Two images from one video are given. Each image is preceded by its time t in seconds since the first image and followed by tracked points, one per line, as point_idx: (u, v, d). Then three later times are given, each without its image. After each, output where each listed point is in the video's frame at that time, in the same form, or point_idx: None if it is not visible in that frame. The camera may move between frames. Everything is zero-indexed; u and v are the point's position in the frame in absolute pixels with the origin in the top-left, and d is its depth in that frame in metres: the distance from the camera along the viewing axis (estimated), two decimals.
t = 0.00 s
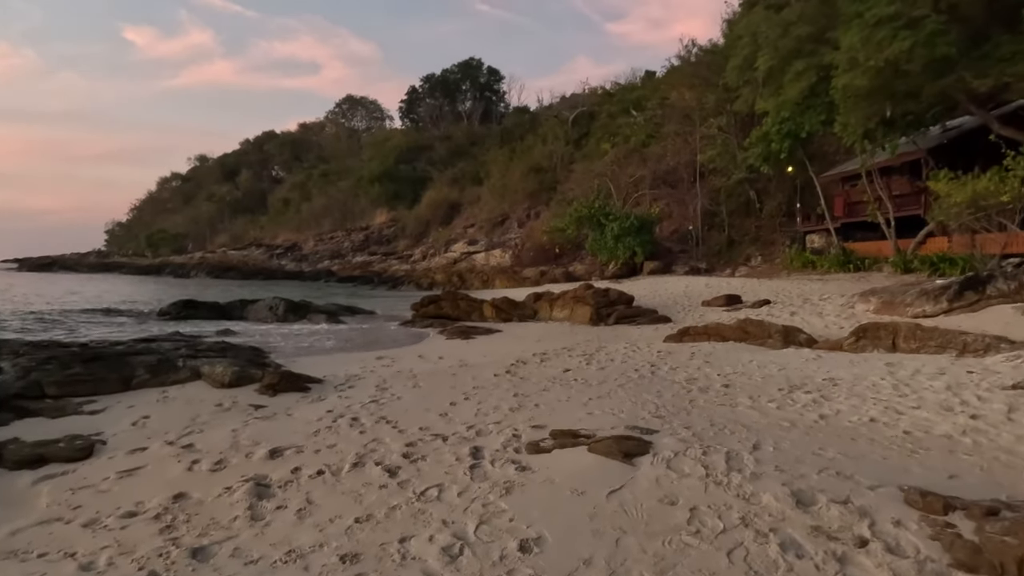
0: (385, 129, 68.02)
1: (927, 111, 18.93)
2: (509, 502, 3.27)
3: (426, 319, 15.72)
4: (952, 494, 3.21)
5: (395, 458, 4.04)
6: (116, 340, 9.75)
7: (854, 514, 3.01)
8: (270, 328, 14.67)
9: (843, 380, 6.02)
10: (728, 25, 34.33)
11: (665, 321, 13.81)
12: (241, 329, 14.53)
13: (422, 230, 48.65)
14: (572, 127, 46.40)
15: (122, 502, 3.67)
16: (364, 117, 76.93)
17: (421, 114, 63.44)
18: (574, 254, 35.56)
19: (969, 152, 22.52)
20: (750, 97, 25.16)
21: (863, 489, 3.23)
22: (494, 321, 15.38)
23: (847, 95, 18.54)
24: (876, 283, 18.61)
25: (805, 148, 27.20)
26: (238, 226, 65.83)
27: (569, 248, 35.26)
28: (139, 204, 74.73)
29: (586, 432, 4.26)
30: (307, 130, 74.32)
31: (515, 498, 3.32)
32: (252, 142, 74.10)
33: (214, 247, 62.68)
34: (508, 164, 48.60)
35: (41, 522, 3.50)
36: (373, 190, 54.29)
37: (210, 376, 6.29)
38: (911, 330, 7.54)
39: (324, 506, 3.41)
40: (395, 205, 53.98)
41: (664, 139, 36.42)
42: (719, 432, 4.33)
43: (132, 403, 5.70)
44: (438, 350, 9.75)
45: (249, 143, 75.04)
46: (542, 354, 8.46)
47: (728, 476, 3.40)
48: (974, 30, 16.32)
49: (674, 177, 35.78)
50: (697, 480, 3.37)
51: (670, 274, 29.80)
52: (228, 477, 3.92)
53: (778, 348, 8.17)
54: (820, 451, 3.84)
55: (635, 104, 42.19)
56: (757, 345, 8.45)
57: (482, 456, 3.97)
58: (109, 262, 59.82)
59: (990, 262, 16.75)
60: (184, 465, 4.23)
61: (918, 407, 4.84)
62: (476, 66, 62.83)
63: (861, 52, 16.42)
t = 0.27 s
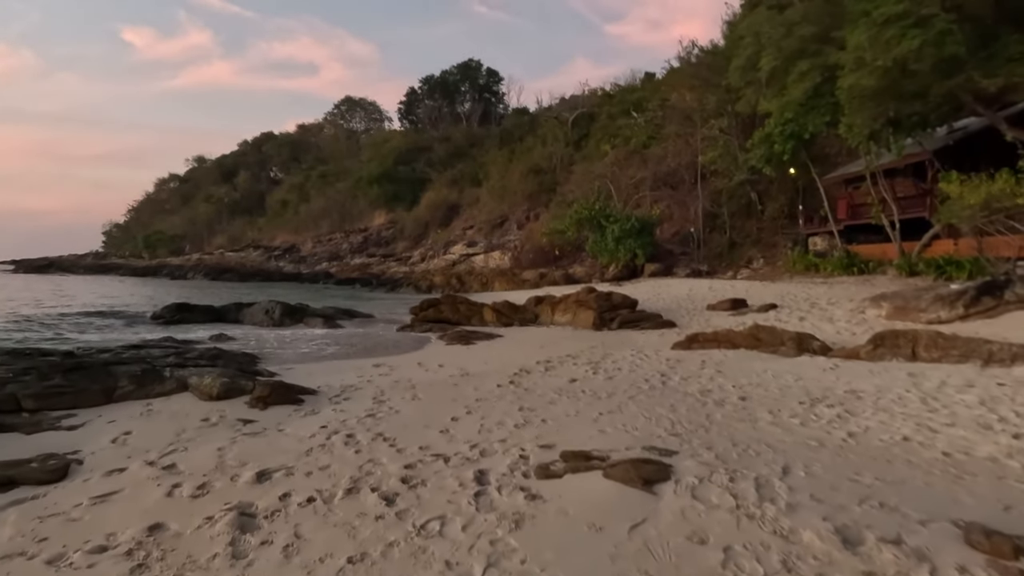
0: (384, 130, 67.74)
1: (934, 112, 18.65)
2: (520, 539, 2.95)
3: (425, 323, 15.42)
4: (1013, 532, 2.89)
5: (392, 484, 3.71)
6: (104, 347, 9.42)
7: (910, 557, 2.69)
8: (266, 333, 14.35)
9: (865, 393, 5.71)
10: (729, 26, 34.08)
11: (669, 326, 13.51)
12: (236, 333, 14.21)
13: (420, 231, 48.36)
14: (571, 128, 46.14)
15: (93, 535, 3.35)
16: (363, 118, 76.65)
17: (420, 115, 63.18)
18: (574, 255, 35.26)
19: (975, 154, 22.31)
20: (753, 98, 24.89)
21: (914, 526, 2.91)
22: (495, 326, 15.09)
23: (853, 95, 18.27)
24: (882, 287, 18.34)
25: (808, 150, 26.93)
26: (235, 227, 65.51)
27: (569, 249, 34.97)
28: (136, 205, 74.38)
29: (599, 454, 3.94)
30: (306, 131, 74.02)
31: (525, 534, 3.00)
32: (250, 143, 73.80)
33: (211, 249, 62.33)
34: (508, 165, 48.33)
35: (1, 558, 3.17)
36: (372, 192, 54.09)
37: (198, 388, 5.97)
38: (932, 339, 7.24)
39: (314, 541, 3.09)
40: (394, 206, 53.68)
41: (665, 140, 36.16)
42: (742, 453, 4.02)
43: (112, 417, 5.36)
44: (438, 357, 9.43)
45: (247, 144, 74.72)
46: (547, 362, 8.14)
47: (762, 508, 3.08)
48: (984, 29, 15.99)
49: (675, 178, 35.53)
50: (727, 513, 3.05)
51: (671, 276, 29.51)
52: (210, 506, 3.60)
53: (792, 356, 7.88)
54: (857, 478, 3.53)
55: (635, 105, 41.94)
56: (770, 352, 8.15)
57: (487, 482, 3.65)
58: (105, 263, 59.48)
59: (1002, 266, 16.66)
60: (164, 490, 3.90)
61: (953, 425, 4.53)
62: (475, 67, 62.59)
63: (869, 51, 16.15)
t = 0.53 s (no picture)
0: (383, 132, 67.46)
1: (942, 111, 18.34)
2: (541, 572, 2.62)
3: (425, 326, 15.08)
4: None
5: (396, 504, 3.38)
6: (93, 351, 9.08)
7: None
8: (263, 336, 14.02)
9: (897, 400, 5.37)
10: (731, 26, 33.80)
11: (676, 329, 13.18)
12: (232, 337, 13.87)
13: (420, 233, 48.05)
14: (571, 130, 45.84)
15: (63, 564, 3.01)
16: (362, 120, 76.36)
17: (420, 117, 62.90)
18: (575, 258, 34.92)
19: (982, 153, 22.04)
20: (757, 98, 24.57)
21: (988, 558, 2.58)
22: (497, 328, 14.74)
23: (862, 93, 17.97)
24: (891, 289, 18.03)
25: (812, 151, 26.63)
26: (234, 230, 65.18)
27: (570, 251, 34.63)
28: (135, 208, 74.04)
29: (621, 470, 3.61)
30: (305, 133, 73.73)
31: (547, 565, 2.67)
32: (249, 146, 73.51)
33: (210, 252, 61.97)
34: (508, 167, 48.03)
35: None
36: (372, 195, 54.05)
37: (187, 396, 5.63)
38: (958, 342, 6.92)
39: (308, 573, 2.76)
40: (393, 208, 53.37)
41: (666, 141, 35.85)
42: (777, 468, 3.69)
43: (94, 428, 5.02)
44: (440, 361, 9.08)
45: (246, 146, 74.43)
46: (554, 367, 7.79)
47: (811, 536, 2.75)
48: (995, 27, 15.66)
49: (677, 179, 35.22)
50: (772, 542, 2.73)
51: (674, 278, 29.16)
52: (194, 530, 3.26)
53: (811, 360, 7.55)
54: (910, 497, 3.20)
55: (636, 107, 41.66)
56: (786, 357, 7.82)
57: (500, 501, 3.32)
58: (103, 266, 59.15)
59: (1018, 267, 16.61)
60: (146, 510, 3.56)
61: (1000, 437, 4.19)
62: (474, 69, 62.33)
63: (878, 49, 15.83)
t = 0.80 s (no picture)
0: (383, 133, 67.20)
1: (951, 110, 18.06)
2: None
3: (425, 329, 14.78)
4: None
5: (398, 536, 3.09)
6: (84, 358, 8.80)
7: None
8: (261, 340, 13.73)
9: (927, 414, 5.07)
10: (733, 26, 33.52)
11: (683, 332, 12.89)
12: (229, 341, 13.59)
13: (420, 234, 47.76)
14: (572, 131, 45.57)
15: None
16: (362, 121, 76.08)
17: (420, 118, 62.63)
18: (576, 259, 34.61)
19: (990, 153, 21.75)
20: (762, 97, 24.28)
21: None
22: (499, 332, 14.45)
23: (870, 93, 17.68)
24: (898, 292, 17.76)
25: (817, 151, 26.34)
26: (234, 231, 64.88)
27: (571, 253, 34.33)
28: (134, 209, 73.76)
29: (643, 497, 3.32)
30: (304, 134, 73.46)
31: None
32: (249, 146, 73.24)
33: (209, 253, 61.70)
34: (508, 168, 47.73)
35: None
36: (371, 195, 53.65)
37: (176, 409, 5.33)
38: (985, 350, 6.61)
39: None
40: (393, 210, 53.08)
41: (668, 142, 35.54)
42: (812, 494, 3.40)
43: (75, 445, 4.72)
44: (442, 368, 8.78)
45: (245, 147, 74.18)
46: (561, 375, 7.49)
47: None
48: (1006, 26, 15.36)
49: (679, 180, 34.92)
50: None
51: (676, 279, 28.86)
52: (175, 566, 2.97)
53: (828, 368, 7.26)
54: (965, 532, 2.91)
55: (638, 107, 41.38)
56: (803, 364, 7.53)
57: (513, 534, 3.03)
58: (102, 267, 58.87)
59: None
60: (124, 540, 3.26)
61: None
62: (475, 70, 62.08)
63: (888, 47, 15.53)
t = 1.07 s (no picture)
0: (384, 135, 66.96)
1: (961, 109, 17.76)
2: None
3: (426, 331, 14.48)
4: None
5: (396, 564, 2.79)
6: (72, 361, 8.50)
7: None
8: (258, 343, 13.43)
9: (961, 423, 4.76)
10: (736, 26, 33.25)
11: (690, 335, 12.57)
12: (225, 344, 13.30)
13: (421, 236, 47.46)
14: (573, 132, 45.29)
15: None
16: (363, 123, 75.84)
17: (421, 120, 62.41)
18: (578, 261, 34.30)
19: (999, 152, 21.45)
20: (767, 97, 24.01)
21: None
22: (501, 335, 14.14)
23: (878, 90, 17.44)
24: (908, 293, 17.45)
25: (822, 151, 26.03)
26: (234, 233, 64.62)
27: (573, 254, 34.03)
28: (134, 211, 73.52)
29: (667, 521, 3.03)
30: (305, 135, 73.25)
31: None
32: (249, 148, 73.02)
33: (209, 255, 61.44)
34: (509, 169, 47.44)
35: None
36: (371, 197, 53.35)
37: (162, 417, 5.03)
38: (1013, 354, 6.30)
39: None
40: (394, 211, 52.82)
41: (670, 143, 35.26)
42: (853, 517, 3.09)
43: (50, 457, 4.41)
44: (443, 373, 8.46)
45: (246, 149, 73.94)
46: (567, 381, 7.17)
47: None
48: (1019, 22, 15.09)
49: (682, 181, 34.62)
50: None
51: (678, 281, 28.53)
52: None
53: (846, 374, 6.95)
54: None
55: (640, 108, 41.11)
56: (819, 369, 7.23)
57: (524, 563, 2.73)
58: (102, 269, 58.63)
59: None
60: (92, 567, 2.95)
61: None
62: (475, 72, 61.82)
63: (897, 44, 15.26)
